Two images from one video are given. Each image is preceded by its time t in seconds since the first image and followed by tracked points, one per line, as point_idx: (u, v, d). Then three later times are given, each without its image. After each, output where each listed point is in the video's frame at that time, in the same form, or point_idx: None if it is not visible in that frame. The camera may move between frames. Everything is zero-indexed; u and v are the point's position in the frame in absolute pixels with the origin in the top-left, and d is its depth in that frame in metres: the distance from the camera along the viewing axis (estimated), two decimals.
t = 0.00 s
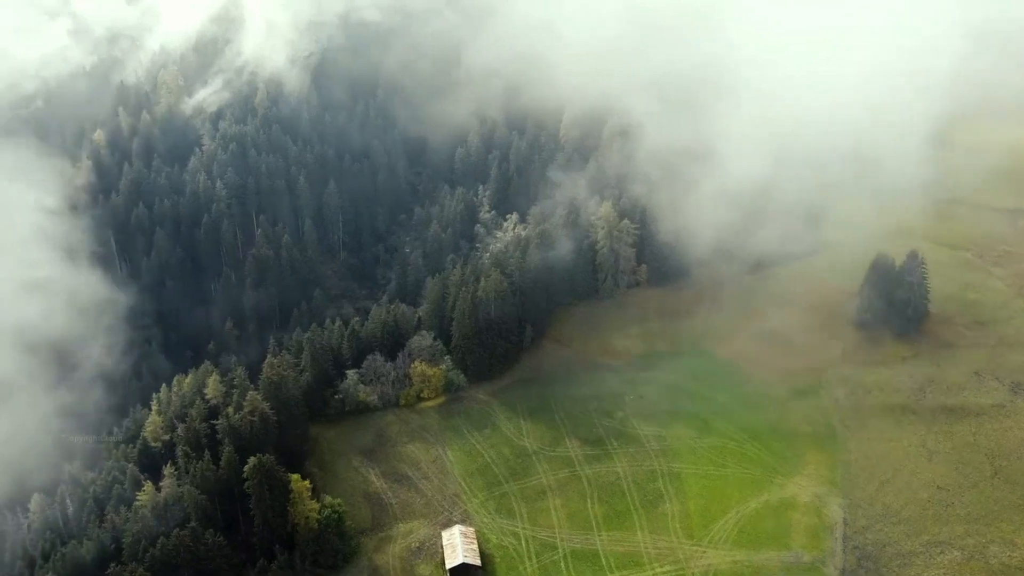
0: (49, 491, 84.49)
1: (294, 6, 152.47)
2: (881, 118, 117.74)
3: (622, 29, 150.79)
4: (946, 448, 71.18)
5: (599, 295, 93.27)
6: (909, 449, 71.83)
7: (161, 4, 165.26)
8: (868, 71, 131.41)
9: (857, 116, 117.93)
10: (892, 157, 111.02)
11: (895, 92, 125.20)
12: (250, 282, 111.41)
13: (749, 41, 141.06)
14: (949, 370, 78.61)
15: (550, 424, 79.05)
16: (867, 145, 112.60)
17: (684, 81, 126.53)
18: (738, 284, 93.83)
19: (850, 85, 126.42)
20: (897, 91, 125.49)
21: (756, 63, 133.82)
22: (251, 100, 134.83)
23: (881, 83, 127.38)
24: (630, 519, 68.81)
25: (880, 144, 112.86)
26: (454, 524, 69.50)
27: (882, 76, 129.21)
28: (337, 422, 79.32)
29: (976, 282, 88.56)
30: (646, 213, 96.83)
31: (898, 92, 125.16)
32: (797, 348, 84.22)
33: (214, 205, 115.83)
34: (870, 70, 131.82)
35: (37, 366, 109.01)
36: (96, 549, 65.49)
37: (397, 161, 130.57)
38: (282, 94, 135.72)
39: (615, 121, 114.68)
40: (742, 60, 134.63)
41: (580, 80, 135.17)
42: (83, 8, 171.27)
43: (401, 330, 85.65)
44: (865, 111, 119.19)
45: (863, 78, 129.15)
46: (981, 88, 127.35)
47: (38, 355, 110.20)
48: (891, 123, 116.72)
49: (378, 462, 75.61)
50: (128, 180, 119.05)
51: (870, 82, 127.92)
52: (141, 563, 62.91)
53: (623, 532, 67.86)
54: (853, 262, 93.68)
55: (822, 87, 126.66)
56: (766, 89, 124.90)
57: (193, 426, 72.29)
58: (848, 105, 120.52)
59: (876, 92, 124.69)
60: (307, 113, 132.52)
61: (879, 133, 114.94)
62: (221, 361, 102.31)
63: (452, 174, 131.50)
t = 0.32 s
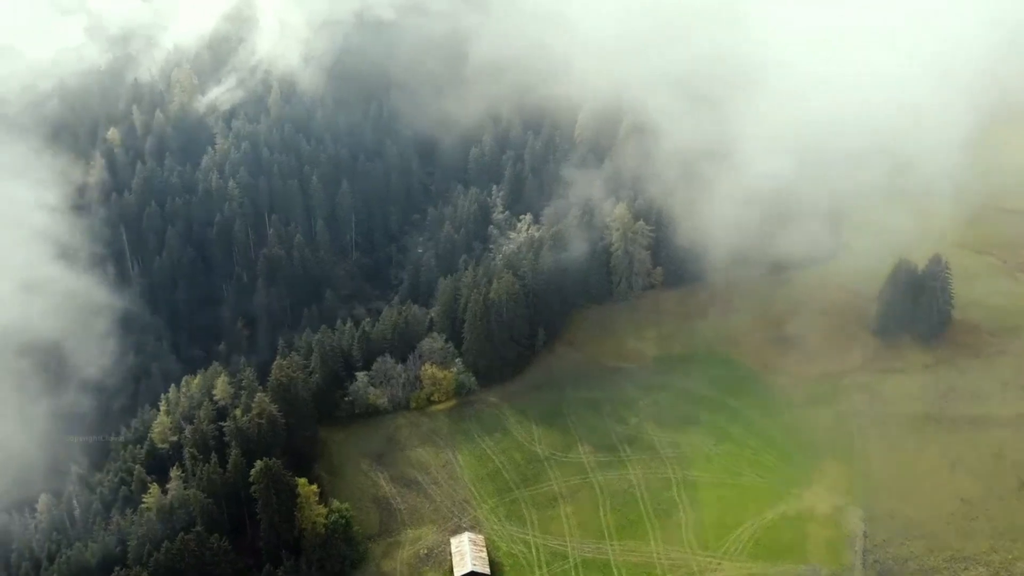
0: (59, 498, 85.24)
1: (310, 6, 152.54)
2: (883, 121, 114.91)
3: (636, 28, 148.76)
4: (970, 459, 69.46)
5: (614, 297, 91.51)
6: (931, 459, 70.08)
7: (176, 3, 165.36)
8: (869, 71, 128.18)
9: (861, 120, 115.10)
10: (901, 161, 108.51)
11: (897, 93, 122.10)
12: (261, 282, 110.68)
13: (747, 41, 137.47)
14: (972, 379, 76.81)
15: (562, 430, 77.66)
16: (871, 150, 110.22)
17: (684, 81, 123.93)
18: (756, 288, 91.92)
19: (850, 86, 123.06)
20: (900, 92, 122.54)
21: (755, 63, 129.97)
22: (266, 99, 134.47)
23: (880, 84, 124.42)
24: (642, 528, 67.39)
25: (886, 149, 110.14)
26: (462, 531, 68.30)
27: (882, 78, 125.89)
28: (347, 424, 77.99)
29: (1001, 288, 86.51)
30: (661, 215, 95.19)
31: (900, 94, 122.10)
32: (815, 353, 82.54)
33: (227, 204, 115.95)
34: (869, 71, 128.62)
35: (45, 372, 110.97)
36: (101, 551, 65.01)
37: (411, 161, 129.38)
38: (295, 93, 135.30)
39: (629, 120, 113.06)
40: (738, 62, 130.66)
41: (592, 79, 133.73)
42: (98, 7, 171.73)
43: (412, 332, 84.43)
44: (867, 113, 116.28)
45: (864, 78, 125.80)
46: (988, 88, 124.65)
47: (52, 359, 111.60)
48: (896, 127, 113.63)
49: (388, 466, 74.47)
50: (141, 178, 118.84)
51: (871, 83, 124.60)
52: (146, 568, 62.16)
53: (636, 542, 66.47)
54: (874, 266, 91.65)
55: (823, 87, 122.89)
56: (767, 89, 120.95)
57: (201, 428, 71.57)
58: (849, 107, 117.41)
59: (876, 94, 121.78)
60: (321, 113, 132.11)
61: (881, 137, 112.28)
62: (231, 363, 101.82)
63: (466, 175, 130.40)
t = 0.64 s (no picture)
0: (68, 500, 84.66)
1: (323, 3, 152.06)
2: (882, 127, 113.65)
3: (651, 27, 146.73)
4: (993, 473, 68.07)
5: (628, 301, 90.20)
6: (953, 471, 68.61)
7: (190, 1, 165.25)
8: (870, 71, 126.16)
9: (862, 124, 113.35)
10: (905, 167, 107.09)
11: (897, 95, 120.45)
12: (273, 282, 109.88)
13: (749, 42, 134.72)
14: (996, 388, 75.17)
15: (575, 435, 76.18)
16: (876, 152, 108.24)
17: (685, 81, 122.11)
18: (777, 293, 89.59)
19: (849, 85, 120.84)
20: (899, 94, 120.97)
21: (757, 63, 127.59)
22: (279, 97, 133.57)
23: (879, 85, 122.65)
24: (656, 538, 65.92)
25: (892, 152, 108.45)
26: (472, 538, 67.10)
27: (883, 79, 123.94)
28: (355, 427, 76.75)
29: None
30: (678, 217, 92.57)
31: (899, 96, 120.42)
32: (834, 359, 80.74)
33: (239, 203, 115.61)
34: (869, 71, 126.55)
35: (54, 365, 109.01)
36: (106, 554, 64.09)
37: (424, 159, 128.12)
38: (309, 92, 134.46)
39: (646, 119, 110.44)
40: (737, 63, 128.52)
41: (606, 80, 132.10)
42: (113, 5, 171.82)
43: (423, 334, 83.16)
44: (867, 115, 114.99)
45: (864, 78, 123.52)
46: (989, 86, 123.19)
47: (61, 354, 109.84)
48: (894, 134, 112.34)
49: (397, 470, 73.32)
50: (154, 176, 118.82)
51: (873, 83, 122.59)
52: (150, 572, 61.29)
53: (648, 552, 64.99)
54: (895, 271, 89.74)
55: (827, 86, 120.48)
56: (773, 86, 118.27)
57: (208, 430, 70.57)
58: (850, 108, 115.49)
59: (876, 95, 119.91)
60: (334, 111, 131.34)
61: (886, 140, 110.82)
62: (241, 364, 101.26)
63: (479, 174, 128.94)
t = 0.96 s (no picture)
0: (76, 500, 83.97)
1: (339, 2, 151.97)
2: (884, 128, 113.56)
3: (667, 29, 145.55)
4: (1020, 486, 65.92)
5: (642, 303, 88.83)
6: (977, 483, 66.56)
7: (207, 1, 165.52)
8: (874, 71, 125.64)
9: (866, 125, 113.18)
10: (908, 167, 106.64)
11: (899, 95, 120.14)
12: (284, 281, 109.23)
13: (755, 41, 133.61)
14: (1021, 397, 73.08)
15: (588, 441, 74.73)
16: (877, 155, 108.42)
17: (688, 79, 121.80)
18: (796, 297, 87.71)
19: (851, 84, 121.00)
20: (902, 94, 120.54)
21: (763, 61, 126.53)
22: (292, 96, 132.95)
23: (881, 85, 122.41)
24: (669, 548, 64.31)
25: (894, 153, 108.30)
26: (481, 546, 65.75)
27: (884, 80, 123.83)
28: (365, 430, 75.70)
29: None
30: (695, 218, 90.91)
31: (902, 96, 120.20)
32: (854, 366, 78.88)
33: (251, 202, 114.98)
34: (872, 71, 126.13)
35: (64, 364, 108.32)
36: (112, 557, 63.41)
37: (438, 159, 126.97)
38: (323, 90, 133.61)
39: (662, 121, 108.91)
40: (742, 60, 127.76)
41: (621, 80, 130.52)
42: (130, 4, 172.18)
43: (434, 336, 82.16)
44: (870, 113, 115.07)
45: (865, 79, 123.36)
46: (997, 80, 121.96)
47: (72, 352, 108.94)
48: (895, 134, 112.29)
49: (407, 474, 72.14)
50: (167, 173, 118.14)
51: (876, 84, 122.29)
52: None
53: (661, 562, 63.42)
54: (918, 275, 87.45)
55: (832, 84, 119.87)
56: (778, 86, 117.72)
57: (216, 432, 69.50)
58: (854, 108, 115.22)
59: (879, 94, 119.53)
60: (348, 109, 130.34)
61: (890, 139, 110.99)
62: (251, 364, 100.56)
63: (493, 173, 128.06)
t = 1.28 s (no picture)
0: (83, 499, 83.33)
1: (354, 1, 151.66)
2: (886, 123, 109.85)
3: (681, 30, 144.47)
4: None
5: (657, 306, 87.44)
6: (1002, 495, 64.72)
7: None
8: (873, 71, 122.69)
9: (867, 121, 109.46)
10: (912, 163, 103.19)
11: (898, 94, 117.10)
12: (295, 281, 108.59)
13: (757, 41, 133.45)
14: None
15: (600, 447, 73.31)
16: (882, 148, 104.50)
17: (685, 93, 120.17)
18: (816, 301, 85.79)
19: (850, 85, 118.07)
20: (903, 95, 117.65)
21: (763, 61, 125.48)
22: (306, 94, 132.28)
23: (880, 85, 119.42)
24: (683, 559, 62.82)
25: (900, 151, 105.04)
26: (490, 553, 64.51)
27: (884, 79, 120.58)
28: (374, 432, 74.64)
29: None
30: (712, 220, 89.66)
31: (902, 96, 117.34)
32: (874, 373, 77.07)
33: (263, 201, 114.27)
34: (870, 72, 123.28)
35: (72, 362, 107.13)
36: (117, 560, 62.69)
37: (451, 159, 125.73)
38: (337, 88, 132.66)
39: (677, 124, 108.70)
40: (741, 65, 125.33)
41: (634, 81, 129.30)
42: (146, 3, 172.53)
43: (445, 338, 81.08)
44: (872, 112, 111.84)
45: (863, 79, 120.29)
46: (998, 79, 119.36)
47: (81, 349, 107.98)
48: (897, 130, 109.02)
49: (416, 478, 70.95)
50: (178, 172, 117.67)
51: (875, 83, 119.07)
52: None
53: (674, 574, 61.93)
54: (942, 278, 85.25)
55: (829, 87, 117.30)
56: (778, 91, 114.97)
57: (223, 433, 68.52)
58: (853, 108, 112.12)
59: (878, 94, 116.56)
60: (361, 107, 129.16)
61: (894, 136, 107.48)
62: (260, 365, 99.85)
63: (507, 172, 127.11)
